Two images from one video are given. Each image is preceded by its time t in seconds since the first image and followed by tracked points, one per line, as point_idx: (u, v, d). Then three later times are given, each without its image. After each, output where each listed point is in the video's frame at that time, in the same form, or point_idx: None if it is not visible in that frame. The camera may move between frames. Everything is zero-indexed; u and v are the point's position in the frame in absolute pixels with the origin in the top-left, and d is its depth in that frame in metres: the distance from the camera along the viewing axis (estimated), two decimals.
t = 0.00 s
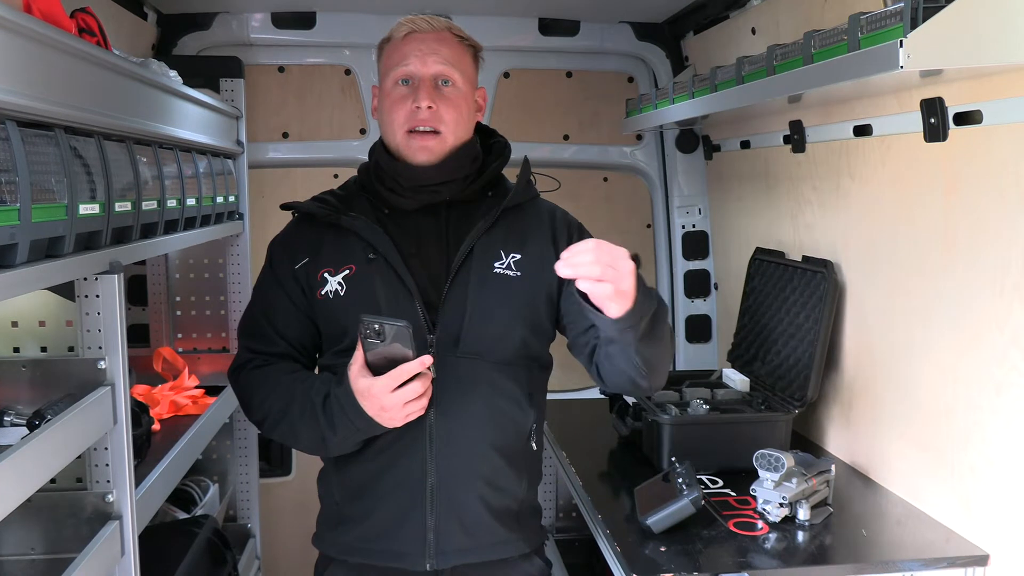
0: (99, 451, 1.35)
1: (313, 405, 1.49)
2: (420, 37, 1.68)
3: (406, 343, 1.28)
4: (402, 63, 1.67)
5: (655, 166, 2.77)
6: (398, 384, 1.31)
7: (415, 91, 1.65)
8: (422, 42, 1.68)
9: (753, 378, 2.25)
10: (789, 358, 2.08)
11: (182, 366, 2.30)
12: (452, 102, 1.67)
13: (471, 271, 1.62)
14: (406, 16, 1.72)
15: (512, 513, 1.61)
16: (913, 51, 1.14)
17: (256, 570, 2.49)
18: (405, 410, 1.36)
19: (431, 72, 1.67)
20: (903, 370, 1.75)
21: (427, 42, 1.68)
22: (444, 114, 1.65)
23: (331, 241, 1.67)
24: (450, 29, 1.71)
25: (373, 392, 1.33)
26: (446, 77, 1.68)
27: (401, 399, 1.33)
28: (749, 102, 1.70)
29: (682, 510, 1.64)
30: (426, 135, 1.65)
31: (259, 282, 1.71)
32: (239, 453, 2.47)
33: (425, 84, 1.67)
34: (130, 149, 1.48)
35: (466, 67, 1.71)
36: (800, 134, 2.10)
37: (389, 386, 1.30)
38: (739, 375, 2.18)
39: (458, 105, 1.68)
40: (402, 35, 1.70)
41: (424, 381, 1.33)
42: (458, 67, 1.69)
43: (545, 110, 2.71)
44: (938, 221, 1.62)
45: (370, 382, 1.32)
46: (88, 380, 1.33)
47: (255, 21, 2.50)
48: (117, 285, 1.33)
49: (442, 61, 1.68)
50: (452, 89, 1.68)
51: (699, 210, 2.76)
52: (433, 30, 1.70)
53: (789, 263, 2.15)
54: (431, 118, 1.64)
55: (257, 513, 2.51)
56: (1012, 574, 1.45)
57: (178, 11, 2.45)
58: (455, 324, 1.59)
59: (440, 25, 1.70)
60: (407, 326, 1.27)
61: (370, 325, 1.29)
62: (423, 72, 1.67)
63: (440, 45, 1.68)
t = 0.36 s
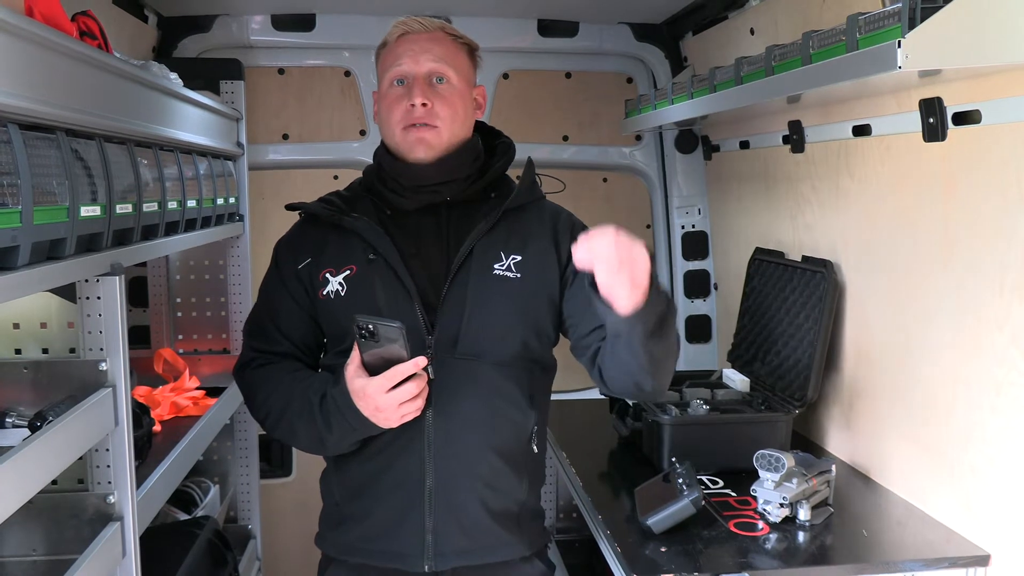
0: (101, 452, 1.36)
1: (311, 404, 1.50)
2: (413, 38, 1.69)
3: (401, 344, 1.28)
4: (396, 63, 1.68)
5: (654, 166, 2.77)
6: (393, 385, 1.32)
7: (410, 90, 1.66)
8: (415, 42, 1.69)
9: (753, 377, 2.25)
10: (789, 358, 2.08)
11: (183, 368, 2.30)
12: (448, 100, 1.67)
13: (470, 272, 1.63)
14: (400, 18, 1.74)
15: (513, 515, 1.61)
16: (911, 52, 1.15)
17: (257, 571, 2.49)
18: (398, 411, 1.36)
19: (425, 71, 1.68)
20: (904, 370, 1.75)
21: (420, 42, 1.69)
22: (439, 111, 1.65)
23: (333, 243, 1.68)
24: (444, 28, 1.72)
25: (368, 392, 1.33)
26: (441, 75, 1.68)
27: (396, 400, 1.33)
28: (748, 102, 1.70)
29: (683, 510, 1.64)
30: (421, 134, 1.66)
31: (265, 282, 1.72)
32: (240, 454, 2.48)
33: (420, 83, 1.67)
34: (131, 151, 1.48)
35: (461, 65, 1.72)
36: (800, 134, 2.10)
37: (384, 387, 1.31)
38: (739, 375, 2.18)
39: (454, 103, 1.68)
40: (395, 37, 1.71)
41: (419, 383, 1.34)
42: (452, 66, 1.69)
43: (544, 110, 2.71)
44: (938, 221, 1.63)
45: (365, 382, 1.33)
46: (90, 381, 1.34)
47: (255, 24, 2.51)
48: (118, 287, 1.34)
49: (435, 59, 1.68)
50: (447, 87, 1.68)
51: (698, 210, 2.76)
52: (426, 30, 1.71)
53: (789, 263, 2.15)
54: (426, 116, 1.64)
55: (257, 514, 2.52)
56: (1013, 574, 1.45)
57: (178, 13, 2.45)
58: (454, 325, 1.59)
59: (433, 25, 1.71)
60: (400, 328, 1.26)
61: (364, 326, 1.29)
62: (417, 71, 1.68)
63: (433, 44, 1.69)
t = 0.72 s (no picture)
0: (104, 450, 1.36)
1: (315, 405, 1.50)
2: (413, 37, 1.70)
3: (405, 344, 1.28)
4: (397, 63, 1.69)
5: (656, 167, 2.78)
6: (396, 385, 1.32)
7: (411, 89, 1.67)
8: (414, 41, 1.70)
9: (754, 379, 2.25)
10: (791, 359, 2.08)
11: (185, 367, 2.31)
12: (449, 98, 1.67)
13: (475, 275, 1.62)
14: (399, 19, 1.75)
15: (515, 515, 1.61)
16: (915, 53, 1.14)
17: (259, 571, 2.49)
18: (401, 412, 1.36)
19: (425, 69, 1.68)
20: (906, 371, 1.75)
21: (419, 41, 1.69)
22: (440, 109, 1.65)
23: (338, 243, 1.68)
24: (444, 27, 1.72)
25: (371, 393, 1.33)
26: (441, 73, 1.68)
27: (399, 400, 1.33)
28: (751, 103, 1.70)
29: (685, 511, 1.64)
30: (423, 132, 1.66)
31: (270, 283, 1.71)
32: (242, 454, 2.48)
33: (420, 82, 1.67)
34: (134, 151, 1.48)
35: (463, 63, 1.72)
36: (802, 135, 2.11)
37: (387, 388, 1.31)
38: (740, 377, 2.18)
39: (455, 100, 1.68)
40: (395, 37, 1.72)
41: (422, 383, 1.34)
42: (453, 63, 1.70)
43: (547, 111, 2.71)
44: (941, 222, 1.62)
45: (368, 383, 1.33)
46: (92, 379, 1.34)
47: (258, 23, 2.51)
48: (121, 285, 1.33)
49: (435, 58, 1.68)
50: (448, 85, 1.68)
51: (701, 212, 2.76)
52: (425, 29, 1.72)
53: (791, 264, 2.15)
54: (427, 114, 1.64)
55: (259, 514, 2.52)
56: None
57: (181, 12, 2.45)
58: (458, 325, 1.59)
59: (434, 24, 1.72)
60: (404, 328, 1.27)
61: (367, 327, 1.29)
62: (417, 70, 1.68)
63: (433, 42, 1.69)
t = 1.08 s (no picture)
0: (104, 450, 1.36)
1: (317, 402, 1.50)
2: (424, 35, 1.70)
3: (408, 345, 1.28)
4: (408, 61, 1.68)
5: (657, 167, 2.77)
6: (399, 386, 1.32)
7: (421, 88, 1.66)
8: (426, 40, 1.69)
9: (754, 379, 2.25)
10: (791, 359, 2.08)
11: (185, 366, 2.31)
12: (458, 99, 1.67)
13: (479, 274, 1.62)
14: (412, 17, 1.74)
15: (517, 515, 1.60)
16: (917, 53, 1.14)
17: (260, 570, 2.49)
18: (400, 414, 1.36)
19: (436, 69, 1.68)
20: (908, 371, 1.74)
21: (430, 40, 1.69)
22: (449, 110, 1.65)
23: (343, 241, 1.68)
24: (457, 25, 1.72)
25: (373, 392, 1.33)
26: (452, 73, 1.68)
27: (402, 401, 1.33)
28: (753, 103, 1.70)
29: (685, 511, 1.64)
30: (432, 132, 1.66)
31: (274, 279, 1.72)
32: (243, 453, 2.48)
33: (431, 81, 1.67)
34: (135, 150, 1.48)
35: (474, 63, 1.71)
36: (804, 135, 2.10)
37: (389, 388, 1.31)
38: (740, 376, 2.17)
39: (465, 101, 1.68)
40: (407, 35, 1.71)
41: (424, 385, 1.34)
42: (465, 63, 1.69)
43: (548, 111, 2.71)
44: (942, 223, 1.62)
45: (371, 383, 1.33)
46: (93, 379, 1.34)
47: (259, 22, 2.51)
48: (122, 285, 1.33)
49: (447, 57, 1.68)
50: (458, 85, 1.68)
51: (702, 211, 2.76)
52: (438, 28, 1.71)
53: (791, 264, 2.16)
54: (436, 115, 1.65)
55: (260, 514, 2.52)
56: None
57: (182, 12, 2.45)
58: (460, 325, 1.59)
59: (446, 23, 1.71)
60: (407, 329, 1.27)
61: (370, 326, 1.30)
62: (428, 69, 1.68)
63: (445, 42, 1.69)
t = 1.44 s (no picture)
0: (104, 449, 1.35)
1: (315, 402, 1.50)
2: (425, 36, 1.69)
3: (406, 345, 1.28)
4: (408, 62, 1.68)
5: (658, 168, 2.77)
6: (397, 386, 1.32)
7: (421, 90, 1.66)
8: (427, 41, 1.69)
9: (754, 381, 2.25)
10: (791, 360, 2.08)
11: (185, 365, 2.31)
12: (459, 100, 1.67)
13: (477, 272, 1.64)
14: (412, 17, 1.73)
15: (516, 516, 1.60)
16: (918, 56, 1.14)
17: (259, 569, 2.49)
18: (398, 413, 1.36)
19: (437, 71, 1.68)
20: (907, 373, 1.75)
21: (431, 41, 1.69)
22: (450, 112, 1.66)
23: (341, 241, 1.68)
24: (458, 26, 1.72)
25: (371, 392, 1.33)
26: (453, 75, 1.68)
27: (400, 400, 1.33)
28: (754, 104, 1.70)
29: (685, 512, 1.64)
30: (433, 135, 1.67)
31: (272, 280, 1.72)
32: (242, 451, 2.48)
33: (431, 83, 1.67)
34: (136, 149, 1.48)
35: (475, 65, 1.72)
36: (804, 136, 2.10)
37: (388, 388, 1.31)
38: (741, 378, 2.17)
39: (465, 103, 1.68)
40: (408, 35, 1.71)
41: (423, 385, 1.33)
42: (465, 65, 1.70)
43: (549, 111, 2.71)
44: (942, 225, 1.62)
45: (370, 383, 1.33)
46: (93, 378, 1.33)
47: (260, 21, 2.51)
48: (123, 284, 1.33)
49: (448, 60, 1.68)
50: (459, 87, 1.68)
51: (702, 212, 2.76)
52: (438, 28, 1.71)
53: (792, 266, 2.15)
54: (436, 117, 1.65)
55: (259, 513, 2.52)
56: None
57: (183, 10, 2.45)
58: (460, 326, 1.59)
59: (447, 23, 1.71)
60: (405, 327, 1.26)
61: (369, 325, 1.29)
62: (429, 70, 1.68)
63: (446, 44, 1.69)
